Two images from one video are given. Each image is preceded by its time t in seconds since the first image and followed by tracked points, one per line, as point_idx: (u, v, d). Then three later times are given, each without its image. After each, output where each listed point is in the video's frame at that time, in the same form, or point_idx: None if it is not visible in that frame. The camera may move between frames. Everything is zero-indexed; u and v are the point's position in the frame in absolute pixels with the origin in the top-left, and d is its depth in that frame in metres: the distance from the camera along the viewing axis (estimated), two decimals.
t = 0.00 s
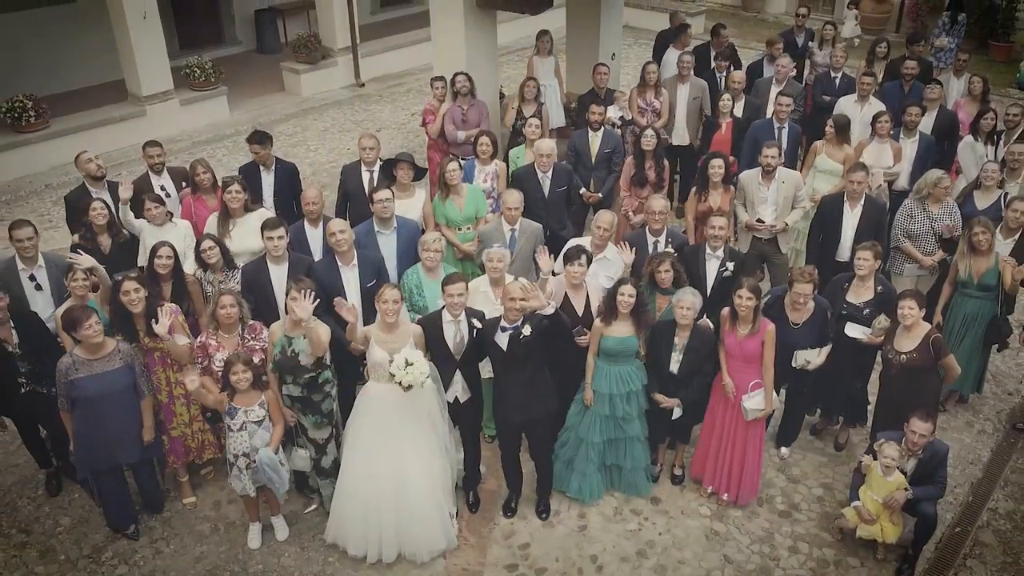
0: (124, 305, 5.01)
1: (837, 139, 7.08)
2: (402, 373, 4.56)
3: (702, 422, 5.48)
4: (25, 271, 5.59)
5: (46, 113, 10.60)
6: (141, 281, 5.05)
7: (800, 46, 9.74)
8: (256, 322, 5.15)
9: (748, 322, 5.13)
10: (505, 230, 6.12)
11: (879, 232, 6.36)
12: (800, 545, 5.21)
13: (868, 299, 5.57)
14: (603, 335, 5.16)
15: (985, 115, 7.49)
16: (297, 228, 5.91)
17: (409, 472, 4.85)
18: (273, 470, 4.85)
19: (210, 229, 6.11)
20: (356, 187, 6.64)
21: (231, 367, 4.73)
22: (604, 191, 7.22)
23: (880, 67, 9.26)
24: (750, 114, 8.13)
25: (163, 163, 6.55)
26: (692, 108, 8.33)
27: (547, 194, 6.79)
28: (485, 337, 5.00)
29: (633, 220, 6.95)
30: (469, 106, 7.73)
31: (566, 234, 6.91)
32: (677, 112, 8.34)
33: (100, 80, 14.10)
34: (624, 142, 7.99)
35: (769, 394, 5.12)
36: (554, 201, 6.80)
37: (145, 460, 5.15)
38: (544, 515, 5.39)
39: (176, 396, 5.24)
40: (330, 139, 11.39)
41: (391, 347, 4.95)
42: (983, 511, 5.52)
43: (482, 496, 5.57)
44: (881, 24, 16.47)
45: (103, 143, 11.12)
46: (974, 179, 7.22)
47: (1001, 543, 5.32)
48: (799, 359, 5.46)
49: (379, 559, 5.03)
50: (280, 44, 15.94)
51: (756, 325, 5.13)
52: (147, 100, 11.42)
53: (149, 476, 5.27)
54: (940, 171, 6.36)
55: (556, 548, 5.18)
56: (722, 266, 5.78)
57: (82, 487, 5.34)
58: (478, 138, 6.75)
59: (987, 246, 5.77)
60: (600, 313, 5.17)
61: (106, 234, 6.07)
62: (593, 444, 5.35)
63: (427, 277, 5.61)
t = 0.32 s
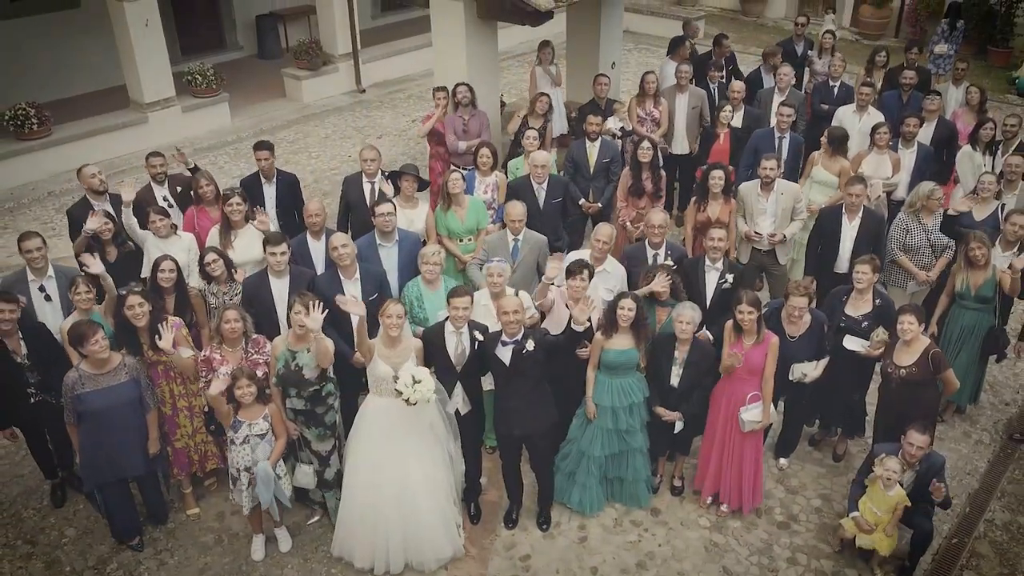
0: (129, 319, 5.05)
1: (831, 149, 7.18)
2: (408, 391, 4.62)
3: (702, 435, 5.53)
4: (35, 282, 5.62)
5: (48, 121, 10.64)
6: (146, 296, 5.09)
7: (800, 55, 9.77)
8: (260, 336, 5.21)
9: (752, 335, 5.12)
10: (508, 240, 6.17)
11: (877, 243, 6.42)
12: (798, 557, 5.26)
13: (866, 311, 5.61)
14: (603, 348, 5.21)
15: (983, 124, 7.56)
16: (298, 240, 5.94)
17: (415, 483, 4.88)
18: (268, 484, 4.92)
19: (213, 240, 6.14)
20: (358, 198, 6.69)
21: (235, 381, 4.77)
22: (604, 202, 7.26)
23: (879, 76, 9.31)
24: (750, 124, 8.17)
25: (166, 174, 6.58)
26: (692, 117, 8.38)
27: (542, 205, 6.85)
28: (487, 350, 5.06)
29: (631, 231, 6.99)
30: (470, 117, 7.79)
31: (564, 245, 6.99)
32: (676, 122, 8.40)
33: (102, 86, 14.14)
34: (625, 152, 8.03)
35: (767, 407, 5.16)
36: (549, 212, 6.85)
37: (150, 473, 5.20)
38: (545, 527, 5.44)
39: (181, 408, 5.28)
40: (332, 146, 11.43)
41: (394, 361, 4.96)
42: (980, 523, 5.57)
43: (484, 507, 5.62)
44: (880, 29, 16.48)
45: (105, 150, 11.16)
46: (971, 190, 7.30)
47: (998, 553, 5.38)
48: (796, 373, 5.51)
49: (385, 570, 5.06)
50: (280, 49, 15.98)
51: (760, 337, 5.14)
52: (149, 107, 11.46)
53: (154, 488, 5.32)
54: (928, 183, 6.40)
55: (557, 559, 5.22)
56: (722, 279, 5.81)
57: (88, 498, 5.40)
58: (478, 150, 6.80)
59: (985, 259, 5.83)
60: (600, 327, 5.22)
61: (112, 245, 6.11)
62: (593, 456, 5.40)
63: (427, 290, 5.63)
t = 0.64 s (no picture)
0: (134, 336, 5.11)
1: (825, 162, 7.27)
2: (407, 409, 4.64)
3: (700, 450, 5.58)
4: (45, 296, 5.67)
5: (52, 130, 10.71)
6: (151, 312, 5.14)
7: (799, 65, 9.81)
8: (264, 353, 5.26)
9: (751, 350, 5.18)
10: (515, 251, 6.14)
11: (875, 257, 6.49)
12: (796, 570, 5.32)
13: (864, 326, 5.66)
14: (603, 363, 5.26)
15: (982, 136, 7.59)
16: (302, 255, 6.00)
17: (416, 498, 4.92)
18: (270, 499, 4.97)
19: (215, 255, 6.19)
20: (360, 212, 6.75)
21: (240, 398, 4.82)
22: (604, 214, 7.31)
23: (878, 86, 9.36)
24: (750, 136, 8.23)
25: (169, 188, 6.60)
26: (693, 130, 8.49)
27: (538, 218, 6.90)
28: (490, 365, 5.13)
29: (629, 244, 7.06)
30: (472, 129, 7.85)
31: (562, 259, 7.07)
32: (675, 134, 8.47)
33: (104, 93, 14.20)
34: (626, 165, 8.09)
35: (765, 422, 5.21)
36: (546, 225, 6.90)
37: (155, 488, 5.26)
38: (546, 540, 5.50)
39: (185, 423, 5.34)
40: (333, 154, 11.48)
41: (397, 378, 5.00)
42: (976, 535, 5.63)
43: (486, 521, 5.69)
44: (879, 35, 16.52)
45: (108, 158, 11.22)
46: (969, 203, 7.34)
47: (994, 567, 5.44)
48: (793, 388, 5.56)
49: None
50: (281, 55, 16.03)
51: (758, 352, 5.19)
52: (151, 115, 11.52)
53: (159, 502, 5.39)
54: (921, 196, 6.47)
55: (558, 572, 5.29)
56: (722, 294, 5.87)
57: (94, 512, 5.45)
58: (479, 164, 6.84)
59: (982, 274, 5.88)
60: (601, 343, 5.28)
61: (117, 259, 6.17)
62: (593, 470, 5.46)
63: (429, 305, 5.66)
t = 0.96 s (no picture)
0: (140, 354, 5.15)
1: (823, 175, 7.34)
2: (406, 429, 4.69)
3: (699, 466, 5.63)
4: (51, 312, 5.71)
5: (55, 140, 10.76)
6: (157, 330, 5.19)
7: (798, 76, 9.86)
8: (269, 369, 5.32)
9: (748, 368, 5.23)
10: (517, 265, 6.21)
11: (871, 272, 6.56)
12: None
13: (861, 342, 5.71)
14: (601, 379, 5.33)
15: (981, 150, 7.61)
16: (305, 272, 6.05)
17: (418, 514, 4.97)
18: (274, 514, 5.03)
19: (219, 271, 6.26)
20: (362, 227, 6.81)
21: (244, 416, 4.88)
22: (604, 227, 7.35)
23: (877, 97, 9.41)
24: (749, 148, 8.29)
25: (173, 204, 6.67)
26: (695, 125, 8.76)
27: (538, 232, 6.92)
28: (494, 383, 5.21)
29: (628, 259, 7.12)
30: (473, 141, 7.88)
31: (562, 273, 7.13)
32: (675, 146, 8.53)
33: (106, 100, 14.25)
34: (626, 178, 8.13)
35: (764, 438, 5.25)
36: (546, 239, 6.94)
37: (161, 503, 5.32)
38: (547, 555, 5.57)
39: (190, 438, 5.40)
40: (335, 163, 11.54)
41: (399, 397, 5.04)
42: (972, 549, 5.70)
43: (487, 535, 5.76)
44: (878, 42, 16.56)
45: (110, 167, 11.27)
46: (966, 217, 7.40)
47: None
48: (790, 404, 5.62)
49: None
50: (283, 62, 16.10)
51: (756, 369, 5.25)
52: (154, 124, 11.57)
53: (164, 516, 5.45)
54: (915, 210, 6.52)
55: None
56: (722, 310, 5.89)
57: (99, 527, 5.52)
58: (480, 179, 6.90)
59: (978, 290, 5.94)
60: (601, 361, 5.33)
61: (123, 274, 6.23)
62: (593, 485, 5.52)
63: (430, 320, 5.68)
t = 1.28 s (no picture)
0: (147, 377, 5.24)
1: (819, 192, 7.44)
2: (408, 452, 4.75)
3: (697, 485, 5.70)
4: (58, 334, 5.79)
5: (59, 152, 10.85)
6: (164, 354, 5.28)
7: (796, 90, 9.94)
8: (274, 391, 5.40)
9: (745, 390, 5.31)
10: (515, 286, 6.26)
11: (866, 291, 6.64)
12: None
13: (856, 363, 5.81)
14: (600, 401, 5.41)
15: (978, 167, 7.67)
16: (308, 293, 6.12)
17: (421, 535, 5.03)
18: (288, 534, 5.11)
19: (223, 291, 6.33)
20: (365, 246, 6.89)
21: (249, 439, 4.97)
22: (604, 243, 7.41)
23: (874, 111, 9.50)
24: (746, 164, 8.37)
25: (178, 223, 6.72)
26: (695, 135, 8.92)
27: (541, 251, 6.96)
28: (495, 406, 5.28)
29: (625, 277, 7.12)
30: (474, 157, 7.96)
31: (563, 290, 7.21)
32: (674, 162, 8.61)
33: (108, 110, 14.35)
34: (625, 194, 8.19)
35: (762, 459, 5.33)
36: (549, 258, 6.99)
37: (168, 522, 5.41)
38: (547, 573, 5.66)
39: (196, 459, 5.49)
40: (337, 174, 11.63)
41: (402, 421, 5.11)
42: (966, 567, 5.78)
43: (489, 553, 5.85)
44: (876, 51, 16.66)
45: (114, 178, 11.36)
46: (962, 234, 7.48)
47: None
48: (784, 423, 5.70)
49: None
50: (285, 70, 16.19)
51: (752, 392, 5.33)
52: (157, 135, 11.66)
53: (170, 535, 5.53)
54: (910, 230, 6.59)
55: None
56: (721, 331, 5.90)
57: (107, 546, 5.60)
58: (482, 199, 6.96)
59: (972, 310, 6.03)
60: (599, 383, 5.42)
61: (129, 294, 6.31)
62: (593, 504, 5.60)
63: (432, 341, 5.74)
